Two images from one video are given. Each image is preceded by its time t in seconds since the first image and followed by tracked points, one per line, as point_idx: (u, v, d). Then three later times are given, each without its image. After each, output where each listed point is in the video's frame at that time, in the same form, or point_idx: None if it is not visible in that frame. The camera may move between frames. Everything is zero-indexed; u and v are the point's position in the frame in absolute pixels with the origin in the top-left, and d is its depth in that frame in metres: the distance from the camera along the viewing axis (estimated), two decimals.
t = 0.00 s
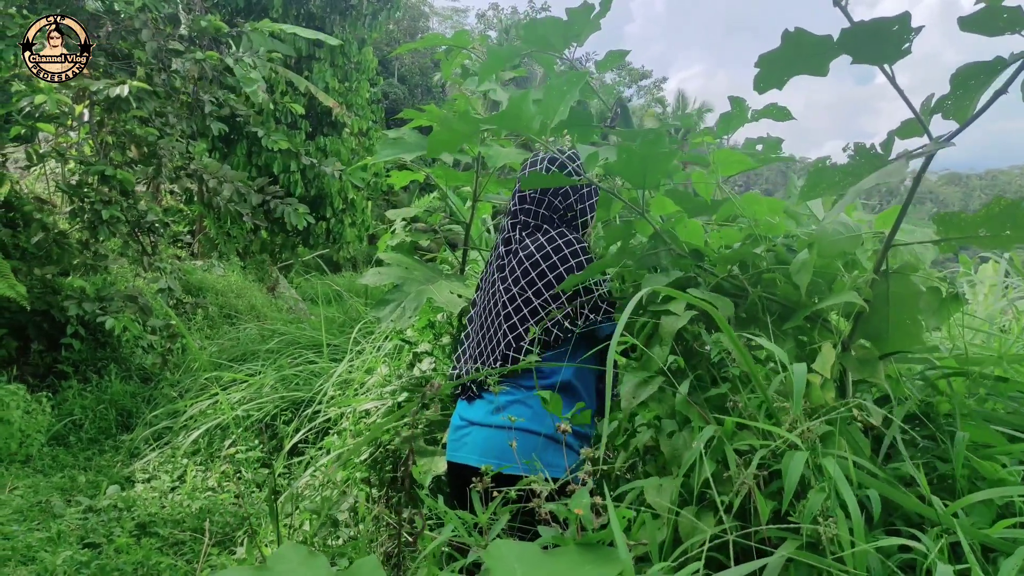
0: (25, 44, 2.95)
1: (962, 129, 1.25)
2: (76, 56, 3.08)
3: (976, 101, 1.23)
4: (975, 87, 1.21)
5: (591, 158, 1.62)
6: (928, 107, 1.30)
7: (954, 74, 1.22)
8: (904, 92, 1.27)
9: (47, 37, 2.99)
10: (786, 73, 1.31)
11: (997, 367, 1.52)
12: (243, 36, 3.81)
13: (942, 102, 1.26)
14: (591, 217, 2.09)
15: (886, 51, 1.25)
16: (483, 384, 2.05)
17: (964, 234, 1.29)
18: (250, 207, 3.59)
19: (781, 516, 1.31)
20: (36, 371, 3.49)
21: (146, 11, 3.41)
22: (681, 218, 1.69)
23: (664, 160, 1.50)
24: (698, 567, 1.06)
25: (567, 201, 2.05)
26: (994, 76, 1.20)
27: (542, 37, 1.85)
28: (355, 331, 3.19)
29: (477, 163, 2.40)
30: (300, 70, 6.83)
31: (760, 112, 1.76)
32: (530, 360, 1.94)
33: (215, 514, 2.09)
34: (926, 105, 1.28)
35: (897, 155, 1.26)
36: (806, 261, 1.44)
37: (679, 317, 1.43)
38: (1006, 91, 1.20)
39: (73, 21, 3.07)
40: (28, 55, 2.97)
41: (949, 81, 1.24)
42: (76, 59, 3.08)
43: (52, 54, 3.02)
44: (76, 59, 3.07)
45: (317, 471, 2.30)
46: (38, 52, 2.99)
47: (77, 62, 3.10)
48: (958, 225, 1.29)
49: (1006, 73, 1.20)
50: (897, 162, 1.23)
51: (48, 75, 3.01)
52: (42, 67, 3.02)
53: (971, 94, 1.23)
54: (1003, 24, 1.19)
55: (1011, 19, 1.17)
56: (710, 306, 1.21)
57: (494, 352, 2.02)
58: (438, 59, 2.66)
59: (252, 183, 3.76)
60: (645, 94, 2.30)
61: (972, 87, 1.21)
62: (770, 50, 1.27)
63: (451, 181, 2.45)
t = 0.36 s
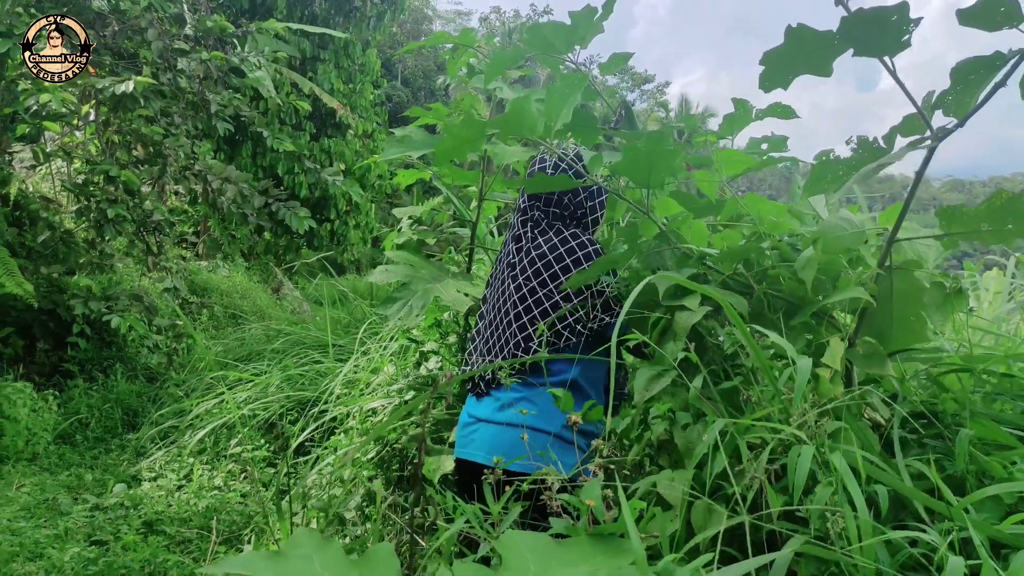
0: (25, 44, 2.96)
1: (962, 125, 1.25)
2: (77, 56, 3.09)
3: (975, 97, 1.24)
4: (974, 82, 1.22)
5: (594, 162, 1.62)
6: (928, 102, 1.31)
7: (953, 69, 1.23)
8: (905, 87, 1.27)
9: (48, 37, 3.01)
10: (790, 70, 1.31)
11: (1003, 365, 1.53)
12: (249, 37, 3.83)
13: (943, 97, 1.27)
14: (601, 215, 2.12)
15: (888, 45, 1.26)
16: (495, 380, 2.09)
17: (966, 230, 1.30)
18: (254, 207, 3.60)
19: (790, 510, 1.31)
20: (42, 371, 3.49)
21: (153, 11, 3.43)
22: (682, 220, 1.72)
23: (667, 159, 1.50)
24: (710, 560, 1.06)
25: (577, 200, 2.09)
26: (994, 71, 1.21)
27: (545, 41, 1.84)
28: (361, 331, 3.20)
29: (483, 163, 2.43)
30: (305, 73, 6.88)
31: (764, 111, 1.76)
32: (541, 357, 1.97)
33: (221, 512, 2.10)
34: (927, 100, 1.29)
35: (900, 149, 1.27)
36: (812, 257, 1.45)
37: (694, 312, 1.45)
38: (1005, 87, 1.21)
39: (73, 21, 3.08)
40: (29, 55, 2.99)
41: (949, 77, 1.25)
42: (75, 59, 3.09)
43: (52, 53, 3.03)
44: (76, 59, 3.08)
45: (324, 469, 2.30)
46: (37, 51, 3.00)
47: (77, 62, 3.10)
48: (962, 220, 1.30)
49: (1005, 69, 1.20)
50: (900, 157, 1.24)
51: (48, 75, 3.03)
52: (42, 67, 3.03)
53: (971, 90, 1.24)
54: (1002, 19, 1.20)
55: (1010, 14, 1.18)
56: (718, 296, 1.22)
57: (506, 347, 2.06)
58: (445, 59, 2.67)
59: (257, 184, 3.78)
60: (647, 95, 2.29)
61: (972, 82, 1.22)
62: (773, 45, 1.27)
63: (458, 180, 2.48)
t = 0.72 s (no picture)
0: (25, 44, 2.95)
1: (965, 122, 1.25)
2: (77, 56, 3.06)
3: (978, 94, 1.24)
4: (977, 79, 1.22)
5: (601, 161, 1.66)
6: (932, 100, 1.31)
7: (956, 66, 1.23)
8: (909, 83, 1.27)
9: (48, 37, 2.97)
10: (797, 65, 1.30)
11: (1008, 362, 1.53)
12: (254, 36, 3.84)
13: (946, 94, 1.27)
14: (610, 212, 2.11)
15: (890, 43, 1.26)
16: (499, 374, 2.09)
17: (971, 226, 1.30)
18: (258, 206, 3.61)
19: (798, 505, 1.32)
20: (48, 370, 3.50)
21: (159, 10, 3.44)
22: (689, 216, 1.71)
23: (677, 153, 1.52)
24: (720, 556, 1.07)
25: (585, 196, 2.08)
26: (996, 69, 1.21)
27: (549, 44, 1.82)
28: (365, 330, 3.22)
29: (488, 161, 2.44)
30: (308, 72, 6.90)
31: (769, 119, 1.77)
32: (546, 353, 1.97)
33: (228, 511, 2.11)
34: (929, 97, 1.29)
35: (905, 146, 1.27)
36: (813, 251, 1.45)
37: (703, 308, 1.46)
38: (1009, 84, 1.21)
39: (73, 21, 3.05)
40: (29, 55, 2.97)
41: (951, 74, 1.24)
42: (76, 59, 3.07)
43: (52, 54, 2.98)
44: (76, 59, 3.05)
45: (330, 467, 2.31)
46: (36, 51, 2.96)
47: (78, 62, 3.09)
48: (964, 216, 1.31)
49: (1007, 66, 1.20)
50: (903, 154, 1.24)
51: (48, 75, 3.02)
52: (41, 66, 3.00)
53: (974, 87, 1.24)
54: (1004, 16, 1.20)
55: (1012, 11, 1.18)
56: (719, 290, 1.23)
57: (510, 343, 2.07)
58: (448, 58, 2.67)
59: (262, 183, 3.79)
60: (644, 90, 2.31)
61: (976, 78, 1.22)
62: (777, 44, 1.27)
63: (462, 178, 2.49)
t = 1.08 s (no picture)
0: (25, 44, 2.96)
1: (976, 115, 1.27)
2: (77, 56, 3.09)
3: (991, 87, 1.25)
4: (991, 71, 1.23)
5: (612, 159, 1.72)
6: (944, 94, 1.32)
7: (970, 59, 1.24)
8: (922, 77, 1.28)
9: (48, 37, 2.99)
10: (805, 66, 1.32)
11: (1008, 360, 1.55)
12: (259, 36, 3.86)
13: (959, 87, 1.28)
14: (611, 211, 2.14)
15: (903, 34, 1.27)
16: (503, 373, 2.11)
17: (985, 223, 1.31)
18: (264, 206, 3.63)
19: (808, 498, 1.35)
20: (55, 369, 3.52)
21: (165, 11, 3.47)
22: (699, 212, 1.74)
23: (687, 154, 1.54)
24: (730, 550, 1.09)
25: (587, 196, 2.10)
26: (1011, 62, 1.21)
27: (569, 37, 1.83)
28: (369, 329, 3.24)
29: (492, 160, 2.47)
30: (311, 71, 6.94)
31: (770, 103, 1.80)
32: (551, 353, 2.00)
33: (234, 510, 2.12)
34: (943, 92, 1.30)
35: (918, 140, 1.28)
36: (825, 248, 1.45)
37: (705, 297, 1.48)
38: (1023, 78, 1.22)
39: (73, 21, 3.05)
40: (29, 55, 2.98)
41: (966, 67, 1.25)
42: (76, 59, 3.10)
43: (51, 54, 3.01)
44: (76, 59, 3.07)
45: (335, 465, 2.33)
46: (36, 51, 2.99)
47: (77, 62, 3.10)
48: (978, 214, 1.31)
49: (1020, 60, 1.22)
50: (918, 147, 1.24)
51: (48, 75, 3.03)
52: (42, 66, 3.03)
53: (987, 79, 1.25)
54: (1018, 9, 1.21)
55: None
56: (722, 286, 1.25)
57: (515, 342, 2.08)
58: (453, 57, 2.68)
59: (267, 183, 3.81)
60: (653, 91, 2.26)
61: (988, 71, 1.23)
62: (791, 36, 1.28)
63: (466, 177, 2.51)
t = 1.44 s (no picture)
0: (25, 44, 2.97)
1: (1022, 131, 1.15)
2: (77, 56, 3.09)
3: None
4: None
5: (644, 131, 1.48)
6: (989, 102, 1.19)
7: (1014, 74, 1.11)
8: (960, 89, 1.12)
9: (47, 37, 3.01)
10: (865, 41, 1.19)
11: None
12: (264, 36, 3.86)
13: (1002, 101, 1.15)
14: (609, 205, 2.15)
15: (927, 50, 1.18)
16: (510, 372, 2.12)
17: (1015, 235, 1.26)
18: (268, 206, 3.63)
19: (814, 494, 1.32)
20: (59, 369, 3.51)
21: (170, 11, 3.47)
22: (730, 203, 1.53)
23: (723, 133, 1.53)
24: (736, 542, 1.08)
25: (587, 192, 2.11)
26: None
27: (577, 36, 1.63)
28: (374, 329, 3.22)
29: (497, 159, 2.44)
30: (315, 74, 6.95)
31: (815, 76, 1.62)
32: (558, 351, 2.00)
33: (240, 510, 2.11)
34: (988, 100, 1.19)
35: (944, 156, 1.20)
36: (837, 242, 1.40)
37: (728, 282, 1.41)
38: None
39: (73, 21, 3.06)
40: (29, 56, 3.03)
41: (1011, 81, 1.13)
42: (75, 60, 3.10)
43: (51, 53, 3.03)
44: (76, 59, 3.08)
45: (341, 465, 2.31)
46: (36, 51, 3.02)
47: (77, 62, 3.10)
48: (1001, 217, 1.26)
49: None
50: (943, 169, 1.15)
51: (48, 75, 3.06)
52: (42, 66, 3.06)
53: None
54: None
55: None
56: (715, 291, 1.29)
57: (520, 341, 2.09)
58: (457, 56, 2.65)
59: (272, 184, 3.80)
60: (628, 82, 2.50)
61: None
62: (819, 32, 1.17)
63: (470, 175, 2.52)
